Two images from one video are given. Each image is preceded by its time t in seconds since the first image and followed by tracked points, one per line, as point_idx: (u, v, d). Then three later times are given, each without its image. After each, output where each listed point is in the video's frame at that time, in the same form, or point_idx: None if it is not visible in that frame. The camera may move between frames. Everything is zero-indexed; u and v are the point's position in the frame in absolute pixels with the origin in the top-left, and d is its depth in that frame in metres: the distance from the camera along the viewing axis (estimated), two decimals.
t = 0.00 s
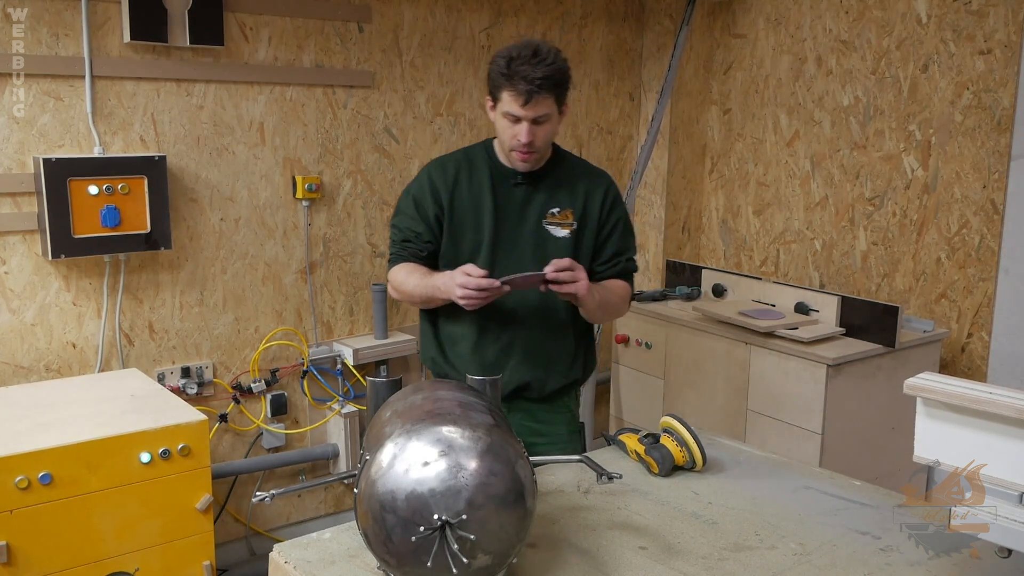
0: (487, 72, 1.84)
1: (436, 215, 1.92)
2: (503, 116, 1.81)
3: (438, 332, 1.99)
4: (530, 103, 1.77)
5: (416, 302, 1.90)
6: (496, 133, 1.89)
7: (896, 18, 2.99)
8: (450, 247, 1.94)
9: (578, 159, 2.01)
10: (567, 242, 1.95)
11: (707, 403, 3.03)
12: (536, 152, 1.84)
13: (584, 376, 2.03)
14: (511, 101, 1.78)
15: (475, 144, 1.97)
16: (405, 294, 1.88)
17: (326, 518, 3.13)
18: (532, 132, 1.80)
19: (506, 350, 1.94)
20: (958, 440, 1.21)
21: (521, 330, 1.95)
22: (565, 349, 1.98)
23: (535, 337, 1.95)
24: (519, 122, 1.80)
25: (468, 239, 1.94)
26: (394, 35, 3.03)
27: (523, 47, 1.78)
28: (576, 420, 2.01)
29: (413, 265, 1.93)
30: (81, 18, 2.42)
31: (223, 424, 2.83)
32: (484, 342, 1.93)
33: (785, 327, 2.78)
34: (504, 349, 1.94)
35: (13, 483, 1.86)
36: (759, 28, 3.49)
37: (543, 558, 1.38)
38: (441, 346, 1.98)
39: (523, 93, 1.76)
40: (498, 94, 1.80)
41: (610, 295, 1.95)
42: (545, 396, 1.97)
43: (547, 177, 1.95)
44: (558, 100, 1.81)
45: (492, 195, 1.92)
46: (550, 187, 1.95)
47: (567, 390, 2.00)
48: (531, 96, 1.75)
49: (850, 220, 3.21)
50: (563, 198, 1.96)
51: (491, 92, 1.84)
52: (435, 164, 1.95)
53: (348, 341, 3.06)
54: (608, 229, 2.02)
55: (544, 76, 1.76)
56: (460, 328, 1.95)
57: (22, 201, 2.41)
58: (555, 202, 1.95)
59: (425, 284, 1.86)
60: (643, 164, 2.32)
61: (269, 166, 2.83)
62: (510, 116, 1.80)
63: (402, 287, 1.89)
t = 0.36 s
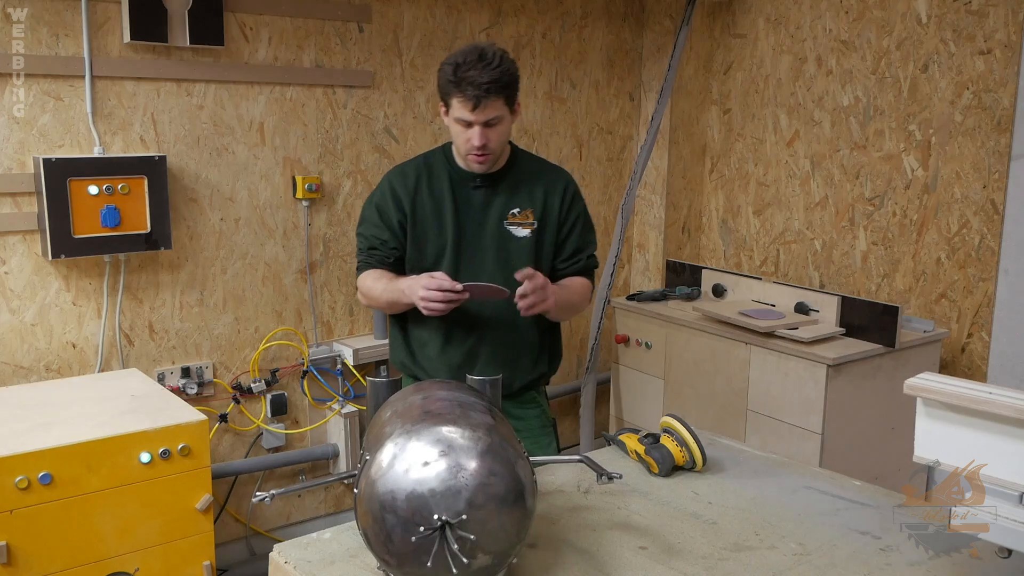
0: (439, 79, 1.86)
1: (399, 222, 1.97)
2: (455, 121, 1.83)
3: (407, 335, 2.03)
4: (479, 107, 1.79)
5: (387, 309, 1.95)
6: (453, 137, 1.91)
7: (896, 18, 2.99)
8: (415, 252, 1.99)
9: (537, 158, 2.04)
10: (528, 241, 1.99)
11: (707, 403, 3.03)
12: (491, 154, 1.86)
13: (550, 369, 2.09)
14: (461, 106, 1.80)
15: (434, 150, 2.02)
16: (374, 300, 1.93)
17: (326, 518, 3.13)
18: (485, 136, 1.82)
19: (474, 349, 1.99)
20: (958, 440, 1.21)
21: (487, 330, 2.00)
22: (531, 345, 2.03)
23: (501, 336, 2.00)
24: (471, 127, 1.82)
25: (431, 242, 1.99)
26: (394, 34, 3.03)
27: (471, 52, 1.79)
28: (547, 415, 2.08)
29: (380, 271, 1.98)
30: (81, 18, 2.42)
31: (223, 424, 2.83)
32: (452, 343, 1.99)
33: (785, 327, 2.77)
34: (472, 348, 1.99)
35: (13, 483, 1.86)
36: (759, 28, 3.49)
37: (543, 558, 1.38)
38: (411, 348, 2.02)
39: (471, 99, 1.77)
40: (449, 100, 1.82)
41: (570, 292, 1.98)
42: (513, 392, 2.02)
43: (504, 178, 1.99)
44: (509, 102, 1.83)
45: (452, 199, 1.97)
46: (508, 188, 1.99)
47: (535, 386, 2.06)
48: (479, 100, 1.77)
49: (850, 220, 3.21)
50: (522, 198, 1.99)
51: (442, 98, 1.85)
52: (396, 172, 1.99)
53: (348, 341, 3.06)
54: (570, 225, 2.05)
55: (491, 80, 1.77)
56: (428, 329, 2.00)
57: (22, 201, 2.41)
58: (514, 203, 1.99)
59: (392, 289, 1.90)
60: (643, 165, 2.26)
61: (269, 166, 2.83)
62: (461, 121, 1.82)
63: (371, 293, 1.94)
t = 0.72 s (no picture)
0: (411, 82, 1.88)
1: (383, 224, 1.98)
2: (433, 122, 1.85)
3: (396, 336, 2.04)
4: (457, 105, 1.81)
5: (373, 311, 1.95)
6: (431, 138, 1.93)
7: (896, 18, 2.99)
8: (400, 253, 1.99)
9: (515, 155, 2.06)
10: (511, 236, 2.00)
11: (707, 403, 3.03)
12: (472, 150, 1.89)
13: (538, 366, 2.10)
14: (438, 106, 1.82)
15: (413, 152, 2.03)
16: (359, 303, 1.94)
17: (326, 518, 3.13)
18: (465, 132, 1.85)
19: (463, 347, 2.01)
20: (958, 440, 1.21)
21: (474, 328, 2.01)
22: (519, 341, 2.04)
23: (489, 333, 2.01)
24: (449, 126, 1.84)
25: (415, 243, 1.99)
26: (394, 34, 3.03)
27: (440, 52, 1.82)
28: (536, 413, 2.09)
29: (365, 275, 1.99)
30: (81, 18, 2.42)
31: (223, 424, 2.83)
32: (441, 341, 2.00)
33: (785, 327, 2.77)
34: (461, 346, 2.00)
35: (13, 483, 1.86)
36: (759, 28, 3.49)
37: (543, 558, 1.38)
38: (400, 349, 2.03)
39: (447, 98, 1.80)
40: (424, 101, 1.84)
41: (552, 289, 2.00)
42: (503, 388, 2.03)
43: (484, 175, 2.01)
44: (483, 96, 1.86)
45: (433, 199, 1.98)
46: (489, 185, 2.01)
47: (523, 383, 2.07)
48: (455, 98, 1.80)
49: (851, 220, 3.21)
50: (503, 194, 2.01)
51: (417, 102, 1.88)
52: (377, 176, 2.00)
53: (348, 341, 3.06)
54: (550, 220, 2.07)
55: (464, 77, 1.80)
56: (416, 330, 2.00)
57: (22, 201, 2.41)
58: (495, 199, 2.00)
59: (375, 292, 1.91)
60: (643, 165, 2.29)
61: (269, 166, 2.83)
62: (440, 121, 1.84)
63: (357, 296, 1.94)
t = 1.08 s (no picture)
0: (407, 85, 1.91)
1: (374, 227, 1.98)
2: (437, 119, 1.86)
3: (391, 337, 2.04)
4: (463, 98, 1.85)
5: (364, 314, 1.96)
6: (429, 142, 1.93)
7: (896, 18, 2.99)
8: (392, 255, 1.99)
9: (505, 153, 2.07)
10: (503, 235, 2.00)
11: (707, 403, 3.03)
12: (475, 147, 1.91)
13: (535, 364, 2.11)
14: (444, 101, 1.85)
15: (402, 154, 2.03)
16: (352, 307, 1.95)
17: (326, 518, 3.13)
18: (471, 127, 1.87)
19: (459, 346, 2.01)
20: (958, 440, 1.21)
21: (469, 328, 2.00)
22: (514, 340, 2.04)
23: (485, 332, 2.01)
24: (455, 121, 1.86)
25: (407, 244, 1.99)
26: (394, 34, 3.03)
27: (440, 50, 1.87)
28: (535, 411, 2.09)
29: (357, 278, 1.99)
30: (81, 18, 2.42)
31: (223, 424, 2.83)
32: (436, 339, 2.00)
33: (785, 327, 2.77)
34: (456, 346, 2.01)
35: (13, 483, 1.86)
36: (759, 28, 3.49)
37: (543, 558, 1.38)
38: (395, 350, 2.03)
39: (456, 90, 1.84)
40: (428, 99, 1.86)
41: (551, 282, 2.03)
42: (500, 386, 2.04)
43: (474, 175, 2.00)
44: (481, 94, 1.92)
45: (424, 199, 1.98)
46: (480, 184, 2.01)
47: (521, 382, 2.08)
48: (463, 90, 1.84)
49: (851, 220, 3.21)
50: (494, 193, 2.01)
51: (419, 103, 1.90)
52: (366, 179, 2.00)
53: (348, 341, 3.06)
54: (543, 216, 2.08)
55: (469, 71, 1.86)
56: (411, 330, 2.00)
57: (22, 201, 2.41)
58: (487, 197, 2.00)
59: (367, 297, 1.92)
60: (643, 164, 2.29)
61: (269, 166, 2.83)
62: (446, 116, 1.86)
63: (349, 299, 1.96)
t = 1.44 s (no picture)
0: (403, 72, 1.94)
1: (374, 226, 1.98)
2: (423, 102, 1.88)
3: (391, 337, 2.04)
4: (447, 82, 1.86)
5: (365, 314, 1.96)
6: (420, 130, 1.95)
7: (896, 18, 2.99)
8: (392, 254, 1.99)
9: (504, 152, 2.07)
10: (502, 235, 2.01)
11: (707, 403, 3.03)
12: (460, 134, 1.89)
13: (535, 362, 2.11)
14: (429, 84, 1.86)
15: (401, 154, 2.03)
16: (352, 305, 1.94)
17: (326, 518, 3.13)
18: (454, 112, 1.87)
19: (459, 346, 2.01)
20: (958, 440, 1.21)
21: (469, 328, 2.01)
22: (514, 339, 2.04)
23: (485, 331, 2.01)
24: (439, 104, 1.87)
25: (407, 243, 1.99)
26: (394, 34, 3.03)
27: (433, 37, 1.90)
28: (535, 409, 2.09)
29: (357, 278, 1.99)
30: (81, 18, 2.42)
31: (223, 424, 2.83)
32: (436, 339, 1.99)
33: (785, 327, 2.77)
34: (457, 345, 2.01)
35: (13, 483, 1.86)
36: (759, 28, 3.49)
37: (543, 558, 1.38)
38: (395, 350, 2.03)
39: (439, 73, 1.85)
40: (416, 82, 1.89)
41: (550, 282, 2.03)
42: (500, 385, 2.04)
43: (474, 174, 2.01)
44: (473, 84, 1.92)
45: (424, 199, 1.98)
46: (479, 183, 2.01)
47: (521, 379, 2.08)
48: (447, 73, 1.85)
49: (851, 220, 3.21)
50: (494, 193, 2.02)
51: (410, 89, 1.92)
52: (366, 178, 2.00)
53: (348, 341, 3.06)
54: (542, 216, 2.08)
55: (456, 56, 1.87)
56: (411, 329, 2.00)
57: (22, 201, 2.41)
58: (486, 197, 2.01)
59: (369, 295, 1.91)
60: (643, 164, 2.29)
61: (269, 166, 2.83)
62: (429, 99, 1.87)
63: (349, 298, 1.95)
